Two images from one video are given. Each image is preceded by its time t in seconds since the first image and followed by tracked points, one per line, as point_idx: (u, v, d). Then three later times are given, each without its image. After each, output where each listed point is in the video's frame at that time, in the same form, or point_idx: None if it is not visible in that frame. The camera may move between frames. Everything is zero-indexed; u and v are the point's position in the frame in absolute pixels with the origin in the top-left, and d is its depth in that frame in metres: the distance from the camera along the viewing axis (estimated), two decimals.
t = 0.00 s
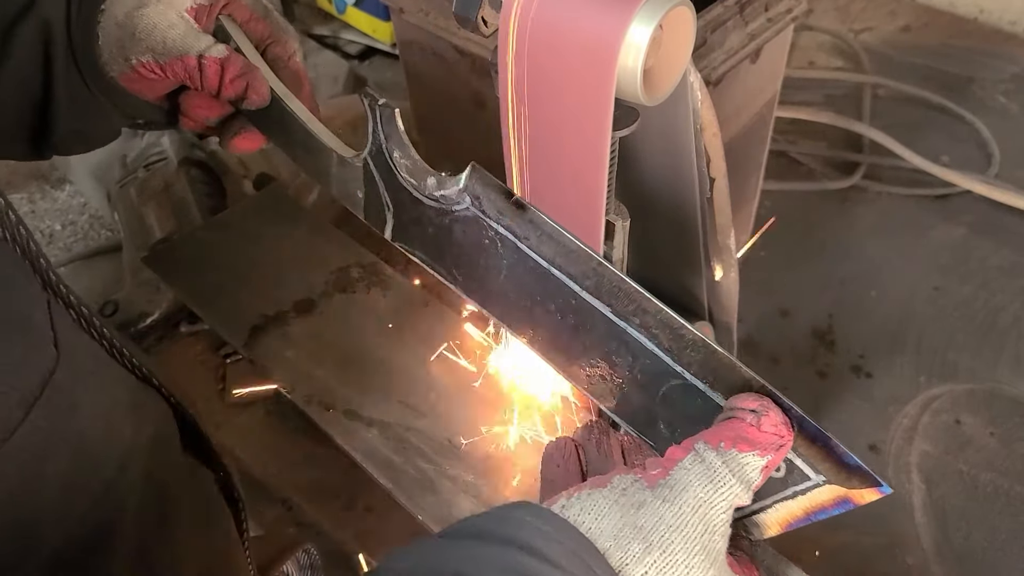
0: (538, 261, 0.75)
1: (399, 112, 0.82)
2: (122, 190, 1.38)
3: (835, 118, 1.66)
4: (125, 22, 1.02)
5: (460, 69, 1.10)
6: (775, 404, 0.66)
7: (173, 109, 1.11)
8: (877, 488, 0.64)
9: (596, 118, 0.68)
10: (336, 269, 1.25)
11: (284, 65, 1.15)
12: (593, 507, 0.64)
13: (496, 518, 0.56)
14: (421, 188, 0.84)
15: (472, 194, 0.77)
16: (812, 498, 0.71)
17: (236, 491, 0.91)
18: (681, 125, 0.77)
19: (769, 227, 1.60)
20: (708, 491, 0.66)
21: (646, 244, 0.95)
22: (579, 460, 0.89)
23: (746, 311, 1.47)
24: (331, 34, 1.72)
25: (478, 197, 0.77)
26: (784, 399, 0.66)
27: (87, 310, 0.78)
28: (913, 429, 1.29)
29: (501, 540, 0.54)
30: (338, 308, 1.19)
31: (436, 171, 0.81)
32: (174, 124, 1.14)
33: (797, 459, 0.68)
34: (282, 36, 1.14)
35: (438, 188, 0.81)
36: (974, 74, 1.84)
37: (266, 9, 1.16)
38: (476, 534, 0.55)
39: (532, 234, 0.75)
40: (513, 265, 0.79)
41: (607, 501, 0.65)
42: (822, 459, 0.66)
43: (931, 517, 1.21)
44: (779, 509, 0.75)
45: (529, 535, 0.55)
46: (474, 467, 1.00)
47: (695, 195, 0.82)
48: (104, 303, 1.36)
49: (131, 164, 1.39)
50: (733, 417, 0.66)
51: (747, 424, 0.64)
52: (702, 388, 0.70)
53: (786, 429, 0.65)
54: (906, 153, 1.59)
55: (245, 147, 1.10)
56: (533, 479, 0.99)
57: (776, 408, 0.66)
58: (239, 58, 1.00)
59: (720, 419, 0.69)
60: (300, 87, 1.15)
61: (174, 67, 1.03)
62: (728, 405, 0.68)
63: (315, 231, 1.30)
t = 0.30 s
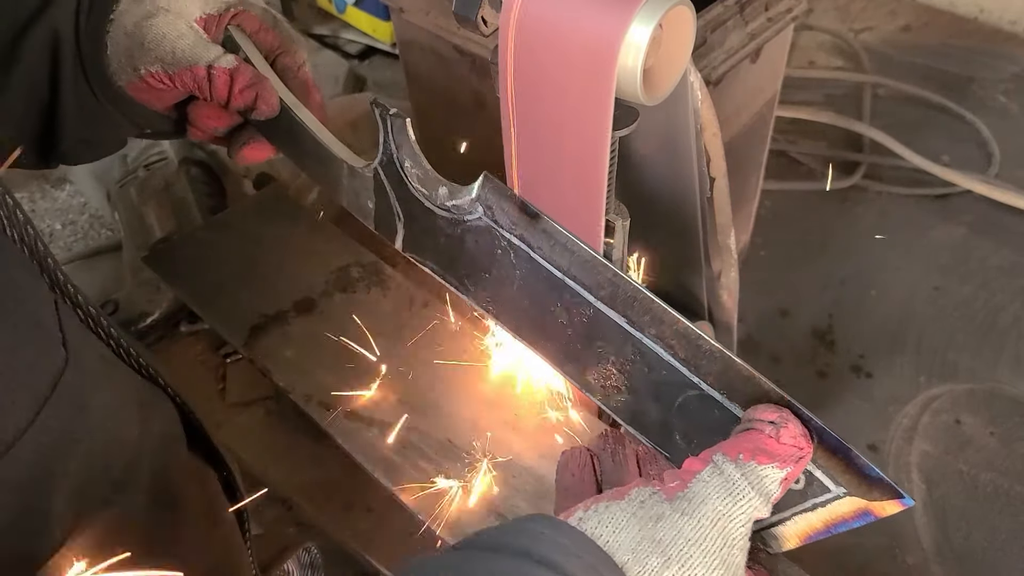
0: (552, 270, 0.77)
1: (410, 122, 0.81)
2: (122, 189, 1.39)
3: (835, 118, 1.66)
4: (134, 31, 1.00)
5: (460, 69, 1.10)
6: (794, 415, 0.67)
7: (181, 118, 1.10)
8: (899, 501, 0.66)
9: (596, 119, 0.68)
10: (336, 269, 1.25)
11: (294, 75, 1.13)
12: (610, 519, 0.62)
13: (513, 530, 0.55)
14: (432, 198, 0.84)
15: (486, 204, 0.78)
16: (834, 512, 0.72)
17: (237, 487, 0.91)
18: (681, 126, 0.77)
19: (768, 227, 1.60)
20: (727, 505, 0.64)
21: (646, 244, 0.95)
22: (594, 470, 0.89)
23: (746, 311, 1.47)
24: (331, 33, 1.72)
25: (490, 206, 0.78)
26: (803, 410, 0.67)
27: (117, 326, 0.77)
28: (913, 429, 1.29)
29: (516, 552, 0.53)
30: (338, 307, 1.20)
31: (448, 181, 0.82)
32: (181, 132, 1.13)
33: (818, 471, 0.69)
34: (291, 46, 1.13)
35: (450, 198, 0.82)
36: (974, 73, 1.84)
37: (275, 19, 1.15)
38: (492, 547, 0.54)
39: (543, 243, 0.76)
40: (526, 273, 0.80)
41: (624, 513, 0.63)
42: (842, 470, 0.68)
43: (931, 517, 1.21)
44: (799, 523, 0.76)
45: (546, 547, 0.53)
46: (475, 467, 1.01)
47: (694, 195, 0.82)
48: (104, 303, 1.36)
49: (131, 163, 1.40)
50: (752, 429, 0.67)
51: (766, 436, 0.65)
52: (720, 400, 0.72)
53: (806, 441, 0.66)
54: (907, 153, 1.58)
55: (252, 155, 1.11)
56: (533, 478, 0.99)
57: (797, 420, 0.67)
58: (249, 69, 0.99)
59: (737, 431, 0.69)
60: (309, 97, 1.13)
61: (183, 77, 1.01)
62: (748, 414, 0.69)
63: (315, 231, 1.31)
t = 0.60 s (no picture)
0: (557, 273, 0.77)
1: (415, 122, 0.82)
2: (121, 189, 1.38)
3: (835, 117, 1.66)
4: (140, 31, 1.01)
5: (460, 68, 1.10)
6: (800, 422, 0.66)
7: (188, 116, 1.11)
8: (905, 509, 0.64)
9: (595, 119, 0.68)
10: (336, 269, 1.25)
11: (300, 74, 1.12)
12: (613, 527, 0.63)
13: (514, 536, 0.54)
14: (436, 198, 0.85)
15: (491, 206, 0.79)
16: (840, 518, 0.70)
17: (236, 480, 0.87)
18: (681, 125, 0.77)
19: (768, 226, 1.59)
20: (731, 512, 0.63)
21: (646, 244, 0.95)
22: (600, 473, 0.88)
23: (746, 311, 1.47)
24: (331, 33, 1.72)
25: (494, 205, 0.79)
26: (808, 416, 0.65)
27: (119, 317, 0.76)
28: (913, 429, 1.29)
29: (520, 561, 0.52)
30: (338, 307, 1.19)
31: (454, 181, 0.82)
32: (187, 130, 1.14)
33: (823, 478, 0.67)
34: (298, 45, 1.12)
35: (457, 200, 0.82)
36: (975, 73, 1.84)
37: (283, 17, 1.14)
38: (493, 553, 0.53)
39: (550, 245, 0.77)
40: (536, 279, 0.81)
41: (626, 520, 0.63)
42: (847, 477, 0.66)
43: (931, 517, 1.21)
44: (805, 530, 0.75)
45: (548, 554, 0.52)
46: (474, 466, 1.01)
47: (694, 195, 0.82)
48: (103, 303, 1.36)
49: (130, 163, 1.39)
50: (757, 435, 0.65)
51: (771, 441, 0.64)
52: (726, 405, 0.70)
53: (811, 449, 0.64)
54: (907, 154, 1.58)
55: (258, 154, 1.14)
56: (534, 478, 0.99)
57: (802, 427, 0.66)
58: (255, 69, 1.00)
59: (744, 437, 0.67)
60: (316, 95, 1.14)
61: (190, 77, 1.02)
62: (755, 421, 0.67)
63: (315, 231, 1.31)
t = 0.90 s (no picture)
0: (534, 259, 0.84)
1: (394, 112, 0.86)
2: (123, 189, 1.39)
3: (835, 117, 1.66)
4: (125, 24, 0.99)
5: (460, 68, 1.10)
6: (765, 400, 0.70)
7: (172, 109, 1.10)
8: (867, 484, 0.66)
9: (595, 119, 0.68)
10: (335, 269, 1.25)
11: (281, 68, 1.13)
12: (575, 497, 0.62)
13: (482, 508, 0.55)
14: (413, 186, 0.90)
15: (467, 192, 0.84)
16: (801, 494, 0.73)
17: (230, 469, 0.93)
18: (681, 126, 0.77)
19: (768, 226, 1.59)
20: (693, 486, 0.66)
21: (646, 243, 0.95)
22: (572, 456, 0.83)
23: (745, 311, 1.46)
24: (331, 33, 1.72)
25: (470, 194, 0.84)
26: (773, 395, 0.69)
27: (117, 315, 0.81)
28: (913, 429, 1.29)
29: (485, 530, 0.53)
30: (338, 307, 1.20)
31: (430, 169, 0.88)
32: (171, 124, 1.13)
33: (786, 455, 0.71)
34: (280, 39, 1.12)
35: (432, 187, 0.88)
36: (975, 73, 1.84)
37: (264, 10, 1.14)
38: (463, 524, 0.54)
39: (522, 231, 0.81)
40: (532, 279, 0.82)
41: (590, 493, 0.63)
42: (810, 455, 0.69)
43: (931, 516, 1.21)
44: (766, 508, 0.76)
45: (515, 527, 0.54)
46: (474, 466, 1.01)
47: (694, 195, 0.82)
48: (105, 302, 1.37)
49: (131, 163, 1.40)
50: (723, 411, 0.70)
51: (736, 417, 0.68)
52: (693, 385, 0.77)
53: (775, 424, 0.68)
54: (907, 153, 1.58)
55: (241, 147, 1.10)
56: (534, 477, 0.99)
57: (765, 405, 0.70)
58: (237, 61, 1.01)
59: (710, 416, 0.72)
60: (298, 89, 1.15)
61: (173, 70, 1.01)
62: (719, 400, 0.72)
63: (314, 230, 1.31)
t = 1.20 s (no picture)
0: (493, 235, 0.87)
1: (359, 91, 0.93)
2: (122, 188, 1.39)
3: (835, 117, 1.66)
4: (95, 5, 1.01)
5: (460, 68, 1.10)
6: (715, 366, 0.73)
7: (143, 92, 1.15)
8: (808, 446, 0.71)
9: (595, 120, 0.69)
10: (335, 268, 1.25)
11: (251, 48, 1.17)
12: (528, 456, 0.67)
13: (430, 465, 0.58)
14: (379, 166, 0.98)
15: (430, 169, 0.90)
16: (749, 458, 0.79)
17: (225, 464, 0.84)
18: (681, 126, 0.77)
19: (768, 226, 1.60)
20: (641, 446, 0.71)
21: (646, 243, 0.95)
22: (531, 425, 0.85)
23: (746, 311, 1.46)
24: (331, 33, 1.72)
25: (433, 169, 0.89)
26: (721, 360, 0.73)
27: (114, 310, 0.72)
28: (913, 429, 1.29)
29: (433, 484, 0.57)
30: (338, 307, 1.19)
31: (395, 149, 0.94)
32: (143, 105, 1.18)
33: (734, 419, 0.76)
34: (249, 20, 1.16)
35: (398, 164, 0.94)
36: (975, 73, 1.83)
37: None
38: (414, 480, 0.58)
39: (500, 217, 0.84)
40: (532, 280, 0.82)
41: (538, 452, 0.68)
42: (757, 419, 0.74)
43: (931, 515, 1.21)
44: (717, 470, 0.83)
45: (460, 480, 0.57)
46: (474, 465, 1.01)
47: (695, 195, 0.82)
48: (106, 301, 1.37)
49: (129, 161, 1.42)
50: (675, 376, 0.73)
51: (686, 382, 0.72)
52: (647, 353, 0.79)
53: (723, 389, 0.72)
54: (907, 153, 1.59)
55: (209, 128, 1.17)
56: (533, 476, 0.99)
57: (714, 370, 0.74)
58: (208, 41, 1.02)
59: (661, 380, 0.76)
60: (268, 70, 1.19)
61: (144, 51, 1.04)
62: (670, 364, 0.76)
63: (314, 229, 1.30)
